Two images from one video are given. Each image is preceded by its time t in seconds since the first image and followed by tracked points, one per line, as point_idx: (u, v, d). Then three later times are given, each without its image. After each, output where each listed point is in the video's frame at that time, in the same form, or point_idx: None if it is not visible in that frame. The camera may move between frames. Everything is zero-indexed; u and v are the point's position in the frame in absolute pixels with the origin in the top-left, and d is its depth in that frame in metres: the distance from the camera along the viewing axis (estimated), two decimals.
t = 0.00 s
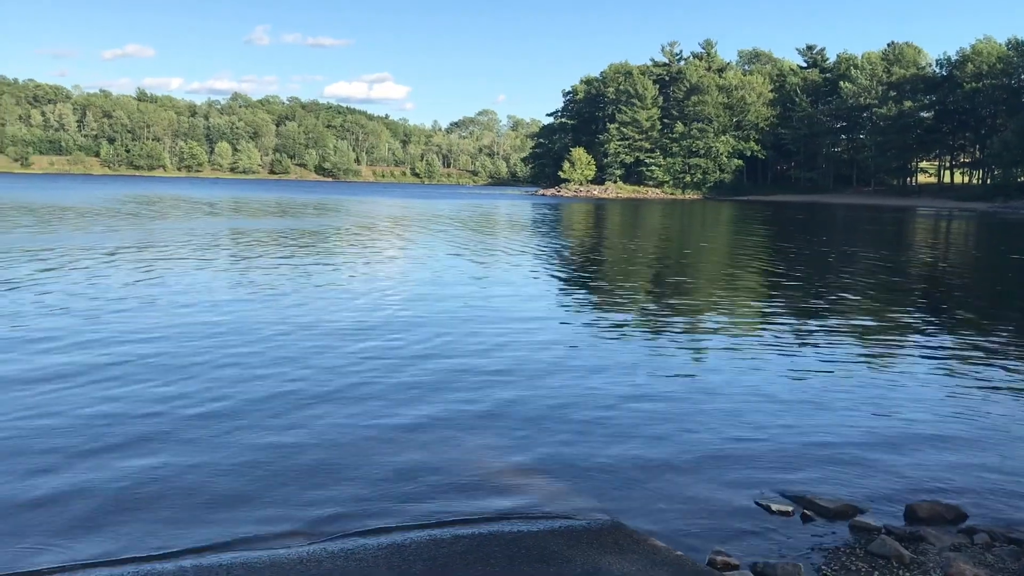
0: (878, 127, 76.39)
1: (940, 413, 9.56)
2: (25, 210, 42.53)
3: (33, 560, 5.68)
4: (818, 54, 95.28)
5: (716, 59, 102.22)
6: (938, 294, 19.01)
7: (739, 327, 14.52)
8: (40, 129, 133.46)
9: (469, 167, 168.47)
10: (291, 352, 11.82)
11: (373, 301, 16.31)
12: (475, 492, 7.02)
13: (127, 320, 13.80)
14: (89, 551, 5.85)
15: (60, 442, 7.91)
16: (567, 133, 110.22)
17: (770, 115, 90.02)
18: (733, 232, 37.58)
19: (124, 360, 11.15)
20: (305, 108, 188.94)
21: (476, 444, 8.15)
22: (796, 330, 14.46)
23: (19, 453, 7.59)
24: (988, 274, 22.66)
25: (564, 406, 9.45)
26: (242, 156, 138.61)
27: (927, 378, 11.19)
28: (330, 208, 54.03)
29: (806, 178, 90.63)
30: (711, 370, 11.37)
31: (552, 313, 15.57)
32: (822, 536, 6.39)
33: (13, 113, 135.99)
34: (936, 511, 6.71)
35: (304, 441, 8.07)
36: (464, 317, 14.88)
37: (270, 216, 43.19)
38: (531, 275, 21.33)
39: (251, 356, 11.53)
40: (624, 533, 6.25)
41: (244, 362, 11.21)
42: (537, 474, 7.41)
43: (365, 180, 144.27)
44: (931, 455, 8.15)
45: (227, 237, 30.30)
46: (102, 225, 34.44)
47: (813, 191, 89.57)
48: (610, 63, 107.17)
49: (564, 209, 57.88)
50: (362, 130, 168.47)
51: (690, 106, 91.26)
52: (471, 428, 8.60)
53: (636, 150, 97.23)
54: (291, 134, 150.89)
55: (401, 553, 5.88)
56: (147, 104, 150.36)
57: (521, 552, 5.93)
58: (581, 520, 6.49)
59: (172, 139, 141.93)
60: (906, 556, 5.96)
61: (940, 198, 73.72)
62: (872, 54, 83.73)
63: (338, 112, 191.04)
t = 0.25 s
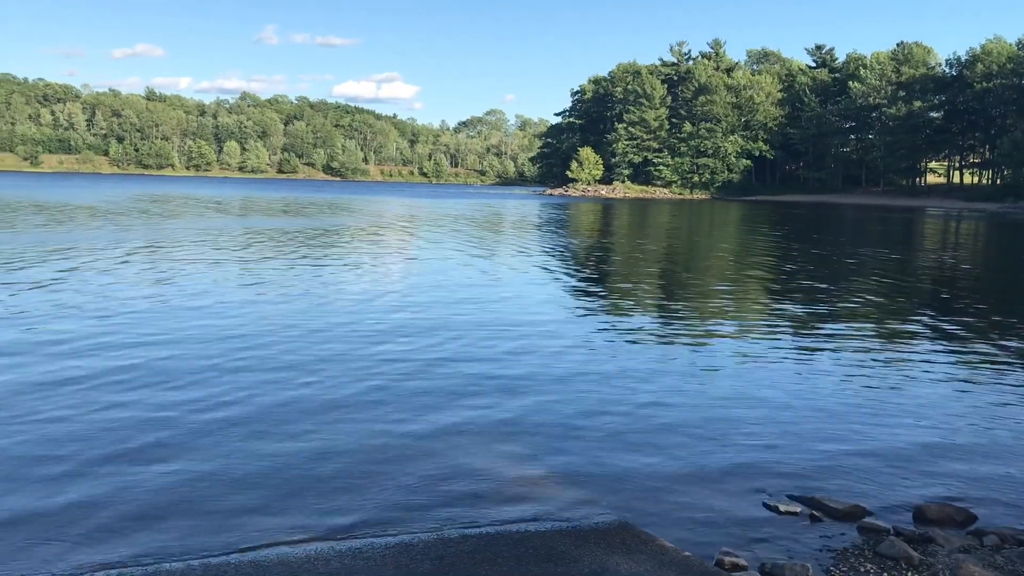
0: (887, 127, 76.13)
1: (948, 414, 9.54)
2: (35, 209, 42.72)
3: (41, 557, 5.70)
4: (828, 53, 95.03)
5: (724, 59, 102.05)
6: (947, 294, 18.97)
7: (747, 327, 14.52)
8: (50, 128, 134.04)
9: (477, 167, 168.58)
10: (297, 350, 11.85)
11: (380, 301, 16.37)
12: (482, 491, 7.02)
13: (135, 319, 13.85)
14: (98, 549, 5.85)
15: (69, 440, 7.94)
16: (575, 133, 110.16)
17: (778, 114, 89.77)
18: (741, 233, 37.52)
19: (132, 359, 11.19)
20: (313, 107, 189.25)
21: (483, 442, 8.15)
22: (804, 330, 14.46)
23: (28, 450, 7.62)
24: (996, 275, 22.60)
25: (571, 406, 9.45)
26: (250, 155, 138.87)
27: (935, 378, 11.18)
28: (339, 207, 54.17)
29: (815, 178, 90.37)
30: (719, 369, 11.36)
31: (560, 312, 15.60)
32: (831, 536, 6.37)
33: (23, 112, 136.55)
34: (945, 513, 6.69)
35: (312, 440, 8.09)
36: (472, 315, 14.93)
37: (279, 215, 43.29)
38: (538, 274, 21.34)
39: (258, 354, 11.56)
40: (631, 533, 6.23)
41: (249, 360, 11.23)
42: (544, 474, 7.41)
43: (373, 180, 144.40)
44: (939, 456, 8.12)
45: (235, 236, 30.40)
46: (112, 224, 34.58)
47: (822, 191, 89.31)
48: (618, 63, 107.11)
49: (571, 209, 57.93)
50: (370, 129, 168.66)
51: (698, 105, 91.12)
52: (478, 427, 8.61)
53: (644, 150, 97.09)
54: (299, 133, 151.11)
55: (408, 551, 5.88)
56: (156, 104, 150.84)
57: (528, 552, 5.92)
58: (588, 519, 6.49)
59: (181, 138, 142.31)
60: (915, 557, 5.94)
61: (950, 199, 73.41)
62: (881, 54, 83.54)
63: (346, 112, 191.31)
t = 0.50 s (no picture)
0: (893, 129, 76.15)
1: (955, 416, 9.52)
2: (43, 209, 42.89)
3: (46, 555, 5.72)
4: (834, 55, 94.90)
5: (730, 60, 101.97)
6: (952, 295, 18.98)
7: (753, 329, 14.52)
8: (57, 128, 134.44)
9: (482, 168, 168.59)
10: (304, 351, 11.88)
11: (385, 301, 16.42)
12: (487, 491, 7.03)
13: (140, 318, 13.91)
14: (102, 548, 5.88)
15: (73, 439, 7.97)
16: (581, 133, 110.18)
17: (784, 116, 89.65)
18: (747, 234, 37.44)
19: (136, 358, 11.23)
20: (319, 108, 189.52)
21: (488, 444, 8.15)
22: (810, 332, 14.46)
23: (32, 450, 7.65)
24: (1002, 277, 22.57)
25: (576, 407, 9.45)
26: (256, 156, 139.06)
27: (941, 381, 11.16)
28: (344, 208, 54.19)
29: (821, 179, 90.23)
30: (724, 371, 11.36)
31: (564, 313, 15.64)
32: (836, 538, 6.36)
33: (30, 112, 136.99)
34: (951, 515, 6.67)
35: (317, 440, 8.11)
36: (476, 316, 14.98)
37: (285, 216, 43.31)
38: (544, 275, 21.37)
39: (264, 354, 11.59)
40: (636, 534, 6.23)
41: (256, 360, 11.26)
42: (549, 475, 7.41)
43: (378, 180, 144.50)
44: (945, 458, 8.10)
45: (241, 236, 30.43)
46: (118, 224, 34.67)
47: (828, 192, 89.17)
48: (624, 64, 107.07)
49: (577, 210, 57.92)
50: (376, 130, 168.89)
51: (704, 106, 91.07)
52: (484, 428, 8.62)
53: (650, 150, 97.06)
54: (305, 134, 151.30)
55: (414, 552, 5.88)
56: (163, 104, 151.14)
57: (533, 553, 5.92)
58: (593, 520, 6.49)
59: (187, 138, 142.66)
60: (921, 559, 5.92)
61: (956, 201, 73.25)
62: (887, 55, 83.48)
63: (352, 112, 191.54)
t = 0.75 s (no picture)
0: (898, 131, 76.11)
1: (959, 418, 9.51)
2: (48, 209, 42.96)
3: (48, 555, 5.70)
4: (839, 56, 94.75)
5: (735, 61, 101.87)
6: (957, 298, 18.94)
7: (757, 331, 14.51)
8: (62, 128, 134.67)
9: (487, 169, 168.54)
10: (308, 351, 11.89)
11: (389, 301, 16.43)
12: (490, 492, 7.02)
13: (143, 318, 13.92)
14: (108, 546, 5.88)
15: (76, 438, 7.95)
16: (585, 135, 110.09)
17: (789, 117, 89.49)
18: (751, 236, 37.33)
19: (142, 357, 11.24)
20: (323, 108, 189.69)
21: (493, 444, 8.14)
22: (814, 333, 14.45)
23: (36, 447, 7.65)
24: (1007, 279, 22.52)
25: (579, 408, 9.45)
26: (261, 156, 139.09)
27: (945, 383, 11.15)
28: (348, 209, 54.16)
29: (826, 181, 90.05)
30: (728, 373, 11.35)
31: (568, 314, 15.62)
32: (841, 542, 6.33)
33: (35, 112, 137.19)
34: (956, 518, 6.65)
35: (320, 440, 8.12)
36: (479, 316, 15.00)
37: (289, 217, 43.29)
38: (548, 276, 21.36)
39: (268, 354, 11.60)
40: (641, 536, 6.22)
41: (260, 360, 11.27)
42: (554, 476, 7.41)
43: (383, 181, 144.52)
44: (948, 460, 8.11)
45: (244, 237, 30.41)
46: (123, 224, 34.69)
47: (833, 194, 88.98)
48: (628, 65, 107.02)
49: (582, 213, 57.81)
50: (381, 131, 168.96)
51: (709, 108, 90.96)
52: (488, 429, 8.63)
53: (655, 152, 96.96)
54: (309, 134, 151.36)
55: (417, 553, 5.88)
56: (168, 104, 151.35)
57: (537, 554, 5.92)
58: (595, 522, 6.49)
59: (192, 139, 142.88)
60: (926, 562, 5.89)
61: (961, 203, 73.06)
62: (892, 57, 83.38)
63: (356, 113, 191.66)
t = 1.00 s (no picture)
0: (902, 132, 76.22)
1: (963, 420, 9.50)
2: (53, 210, 43.16)
3: (51, 557, 5.71)
4: (843, 57, 94.73)
5: (739, 62, 101.87)
6: (960, 299, 18.92)
7: (761, 332, 14.49)
8: (66, 130, 134.96)
9: (490, 170, 168.60)
10: (311, 353, 11.89)
11: (393, 303, 16.45)
12: (492, 492, 7.04)
13: (148, 320, 13.94)
14: (111, 547, 5.90)
15: (79, 441, 7.97)
16: (588, 136, 110.13)
17: (793, 118, 89.40)
18: (754, 237, 37.32)
19: (145, 359, 11.27)
20: (327, 109, 189.95)
21: (496, 447, 8.13)
22: (818, 335, 14.43)
23: (39, 450, 7.66)
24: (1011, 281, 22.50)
25: (583, 409, 9.46)
26: (264, 158, 139.18)
27: (949, 384, 11.15)
28: (351, 210, 54.21)
29: (829, 182, 89.97)
30: (731, 374, 11.36)
31: (572, 315, 15.65)
32: (844, 543, 6.32)
33: (39, 113, 137.58)
34: (960, 520, 6.63)
35: (324, 442, 8.13)
36: (482, 318, 15.01)
37: (292, 218, 43.37)
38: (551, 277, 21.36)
39: (271, 356, 11.61)
40: (644, 538, 6.21)
41: (263, 362, 11.29)
42: (557, 478, 7.40)
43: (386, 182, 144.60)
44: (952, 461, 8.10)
45: (248, 238, 30.51)
46: (127, 226, 34.75)
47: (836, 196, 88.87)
48: (631, 67, 107.11)
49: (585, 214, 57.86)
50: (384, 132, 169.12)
51: (712, 109, 90.96)
52: (491, 430, 8.62)
53: (658, 153, 96.96)
54: (313, 136, 151.51)
55: (421, 554, 5.88)
56: (172, 106, 151.65)
57: (541, 556, 5.91)
58: (598, 523, 6.49)
59: (196, 140, 143.27)
60: (930, 563, 5.88)
61: (965, 204, 72.99)
62: (895, 58, 83.41)
63: (360, 114, 191.89)
